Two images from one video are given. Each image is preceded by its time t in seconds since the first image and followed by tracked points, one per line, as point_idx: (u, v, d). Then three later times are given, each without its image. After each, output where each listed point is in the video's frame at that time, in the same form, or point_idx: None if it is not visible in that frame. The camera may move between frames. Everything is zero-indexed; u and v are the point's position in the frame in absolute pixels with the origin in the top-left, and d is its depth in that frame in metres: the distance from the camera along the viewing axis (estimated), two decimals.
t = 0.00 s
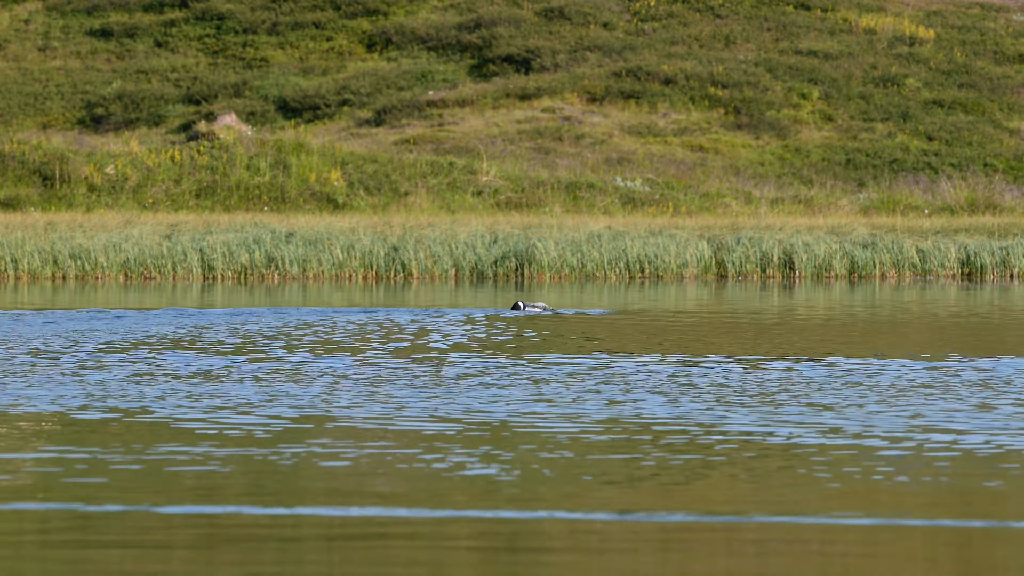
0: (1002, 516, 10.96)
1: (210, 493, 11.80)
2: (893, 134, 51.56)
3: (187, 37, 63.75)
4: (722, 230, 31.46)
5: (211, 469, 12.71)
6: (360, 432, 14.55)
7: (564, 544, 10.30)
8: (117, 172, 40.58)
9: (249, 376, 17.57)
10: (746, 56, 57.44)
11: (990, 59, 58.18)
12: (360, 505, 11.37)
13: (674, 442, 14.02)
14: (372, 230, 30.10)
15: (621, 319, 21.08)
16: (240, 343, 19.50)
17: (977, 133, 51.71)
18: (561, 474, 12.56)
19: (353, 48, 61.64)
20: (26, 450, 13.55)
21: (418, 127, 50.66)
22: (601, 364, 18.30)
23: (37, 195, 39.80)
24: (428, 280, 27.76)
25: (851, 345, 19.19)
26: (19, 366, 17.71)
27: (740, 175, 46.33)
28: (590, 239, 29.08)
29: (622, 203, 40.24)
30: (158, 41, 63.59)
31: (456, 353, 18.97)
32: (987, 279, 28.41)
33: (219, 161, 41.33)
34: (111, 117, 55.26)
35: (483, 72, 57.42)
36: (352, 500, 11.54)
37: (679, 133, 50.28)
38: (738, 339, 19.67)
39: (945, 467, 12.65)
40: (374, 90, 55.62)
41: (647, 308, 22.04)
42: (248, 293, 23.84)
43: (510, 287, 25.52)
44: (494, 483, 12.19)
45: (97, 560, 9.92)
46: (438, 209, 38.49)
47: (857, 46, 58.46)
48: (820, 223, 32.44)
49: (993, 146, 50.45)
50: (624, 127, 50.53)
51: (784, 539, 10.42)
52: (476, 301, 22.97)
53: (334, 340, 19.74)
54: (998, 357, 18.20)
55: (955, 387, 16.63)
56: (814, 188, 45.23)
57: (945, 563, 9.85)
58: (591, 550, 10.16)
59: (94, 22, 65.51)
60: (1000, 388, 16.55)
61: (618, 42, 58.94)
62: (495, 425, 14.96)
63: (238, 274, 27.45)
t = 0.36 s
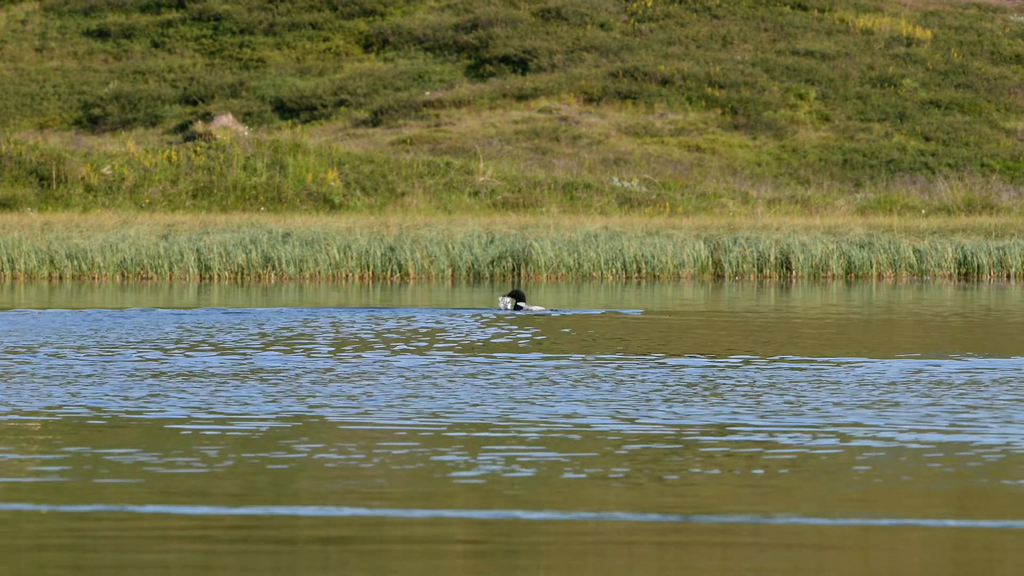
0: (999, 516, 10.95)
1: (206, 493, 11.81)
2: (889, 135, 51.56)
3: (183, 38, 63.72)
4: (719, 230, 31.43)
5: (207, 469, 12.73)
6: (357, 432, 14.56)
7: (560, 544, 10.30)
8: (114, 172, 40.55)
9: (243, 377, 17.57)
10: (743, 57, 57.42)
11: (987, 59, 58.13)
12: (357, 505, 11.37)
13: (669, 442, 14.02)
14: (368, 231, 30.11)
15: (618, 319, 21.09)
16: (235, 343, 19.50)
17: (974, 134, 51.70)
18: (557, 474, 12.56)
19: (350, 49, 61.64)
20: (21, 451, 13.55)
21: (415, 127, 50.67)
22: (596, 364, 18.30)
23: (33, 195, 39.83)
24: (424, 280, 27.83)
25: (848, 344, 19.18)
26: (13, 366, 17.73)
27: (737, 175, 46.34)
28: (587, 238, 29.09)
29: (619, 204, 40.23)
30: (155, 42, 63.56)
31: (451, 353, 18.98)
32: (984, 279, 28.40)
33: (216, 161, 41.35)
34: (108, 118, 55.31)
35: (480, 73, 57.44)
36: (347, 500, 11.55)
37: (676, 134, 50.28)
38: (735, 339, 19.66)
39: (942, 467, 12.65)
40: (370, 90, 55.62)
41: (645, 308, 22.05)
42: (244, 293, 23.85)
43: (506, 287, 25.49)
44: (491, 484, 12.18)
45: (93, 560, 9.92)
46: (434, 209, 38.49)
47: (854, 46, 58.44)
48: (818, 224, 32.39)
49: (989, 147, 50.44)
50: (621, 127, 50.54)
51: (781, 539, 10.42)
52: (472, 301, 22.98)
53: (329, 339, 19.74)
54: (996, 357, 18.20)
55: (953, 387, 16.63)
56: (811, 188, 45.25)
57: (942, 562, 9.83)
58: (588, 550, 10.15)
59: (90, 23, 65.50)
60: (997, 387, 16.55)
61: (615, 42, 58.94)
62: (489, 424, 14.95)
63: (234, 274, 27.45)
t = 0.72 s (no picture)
0: (1001, 517, 10.98)
1: (205, 493, 11.66)
2: (886, 134, 51.99)
3: (182, 37, 63.15)
4: (716, 230, 31.38)
5: (207, 469, 12.57)
6: (358, 432, 14.42)
7: (564, 545, 10.25)
8: (111, 172, 40.08)
9: (233, 375, 17.37)
10: (741, 56, 57.69)
11: (984, 58, 58.64)
12: (360, 506, 11.25)
13: (666, 441, 13.99)
14: (367, 230, 29.86)
15: (614, 318, 21.04)
16: (221, 341, 19.30)
17: (972, 133, 52.25)
18: (561, 473, 12.51)
19: (348, 48, 61.31)
20: (13, 450, 13.34)
21: (412, 126, 50.47)
22: (589, 364, 18.23)
23: (31, 194, 39.31)
24: (423, 279, 27.74)
25: (844, 345, 19.22)
26: None
27: (736, 174, 46.55)
28: (587, 238, 29.04)
29: (619, 203, 40.24)
30: (152, 41, 62.92)
31: (444, 352, 18.86)
32: (983, 279, 28.61)
33: (214, 160, 40.90)
34: (105, 117, 54.75)
35: (478, 71, 57.36)
36: (351, 501, 11.42)
37: (674, 133, 50.41)
38: (731, 339, 19.64)
39: (941, 468, 12.69)
40: (368, 89, 55.34)
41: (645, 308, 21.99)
42: (242, 292, 23.59)
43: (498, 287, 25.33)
44: (494, 484, 12.11)
45: (93, 562, 9.77)
46: (434, 208, 38.34)
47: (852, 45, 58.81)
48: (814, 224, 32.42)
49: (987, 146, 51.01)
50: (619, 126, 50.61)
51: (784, 539, 10.42)
52: (472, 300, 22.85)
53: (317, 338, 19.56)
54: (992, 357, 18.28)
55: (945, 388, 16.69)
56: (810, 187, 45.61)
57: (947, 563, 9.85)
58: (592, 551, 10.11)
59: (88, 21, 64.78)
60: (990, 388, 16.63)
61: (613, 41, 59.03)
62: (484, 424, 14.84)
63: (232, 273, 27.22)
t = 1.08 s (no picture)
0: (996, 516, 10.94)
1: (202, 494, 11.79)
2: (885, 133, 51.54)
3: (179, 37, 63.66)
4: (714, 230, 31.15)
5: (202, 469, 12.72)
6: (353, 432, 14.51)
7: (556, 546, 10.27)
8: (109, 171, 40.63)
9: (231, 376, 17.52)
10: (738, 55, 57.39)
11: (982, 57, 58.14)
12: (353, 505, 11.37)
13: (660, 442, 13.99)
14: (363, 229, 30.01)
15: (608, 319, 21.05)
16: (224, 342, 19.48)
17: (970, 132, 51.63)
18: (553, 474, 12.56)
19: (345, 47, 61.61)
20: (14, 450, 13.53)
21: (409, 125, 50.52)
22: (587, 365, 18.24)
23: (28, 194, 39.75)
24: (420, 278, 27.84)
25: (841, 344, 19.11)
26: None
27: (733, 173, 46.34)
28: (581, 238, 29.04)
29: (614, 203, 40.19)
30: (150, 40, 63.52)
31: (443, 352, 18.96)
32: (980, 278, 28.49)
33: (211, 160, 41.36)
34: (103, 116, 55.17)
35: (474, 71, 57.38)
36: (343, 501, 11.53)
37: (671, 132, 50.25)
38: (729, 339, 19.57)
39: (938, 467, 12.64)
40: (365, 88, 55.65)
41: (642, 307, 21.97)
42: (240, 292, 23.81)
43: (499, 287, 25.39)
44: (486, 484, 12.18)
45: (89, 561, 9.90)
46: (430, 208, 38.48)
47: (850, 45, 58.43)
48: (812, 223, 32.17)
49: (985, 145, 50.34)
50: (617, 126, 50.46)
51: (777, 540, 10.41)
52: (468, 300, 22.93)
53: (319, 339, 19.70)
54: (992, 356, 18.13)
55: (951, 386, 16.61)
56: (806, 187, 45.25)
57: (937, 563, 9.84)
58: (584, 551, 10.15)
59: (86, 21, 65.39)
60: (994, 386, 16.53)
61: (610, 41, 58.92)
62: (480, 424, 14.91)
63: (230, 273, 27.54)
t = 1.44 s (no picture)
0: (997, 517, 10.91)
1: (201, 493, 11.78)
2: (884, 131, 51.55)
3: (178, 36, 63.71)
4: (712, 229, 31.04)
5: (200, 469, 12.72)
6: (350, 432, 14.48)
7: (554, 545, 10.26)
8: (108, 170, 40.66)
9: (228, 375, 17.50)
10: (737, 54, 57.40)
11: (981, 56, 58.14)
12: (352, 506, 11.35)
13: (658, 441, 13.96)
14: (363, 229, 29.97)
15: (606, 317, 21.03)
16: (222, 341, 19.46)
17: (969, 131, 51.59)
18: (552, 474, 12.55)
19: (344, 46, 61.65)
20: (13, 450, 13.53)
21: (409, 125, 50.53)
22: (586, 364, 18.20)
23: (27, 193, 39.79)
24: (418, 277, 27.82)
25: (840, 344, 19.06)
26: None
27: (732, 172, 46.34)
28: (579, 237, 29.02)
29: (613, 202, 40.19)
30: (149, 39, 63.57)
31: (441, 351, 18.92)
32: (978, 276, 28.53)
33: (210, 159, 41.37)
34: (102, 116, 55.17)
35: (473, 70, 57.39)
36: (342, 501, 11.53)
37: (670, 131, 50.24)
38: (727, 339, 19.52)
39: (939, 467, 12.61)
40: (365, 87, 55.69)
41: (640, 307, 21.92)
42: (238, 291, 23.81)
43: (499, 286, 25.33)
44: (484, 484, 12.17)
45: (88, 561, 9.90)
46: (428, 207, 38.46)
47: (849, 43, 58.47)
48: (809, 222, 32.11)
49: (983, 144, 50.31)
50: (615, 125, 50.45)
51: (776, 539, 10.39)
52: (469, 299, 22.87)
53: (317, 339, 19.68)
54: (990, 357, 18.07)
55: (952, 385, 16.58)
56: (805, 186, 45.24)
57: (937, 563, 9.81)
58: (584, 551, 10.13)
59: (85, 21, 65.42)
60: (993, 386, 16.49)
61: (609, 40, 58.93)
62: (479, 424, 14.89)
63: (228, 272, 27.55)
